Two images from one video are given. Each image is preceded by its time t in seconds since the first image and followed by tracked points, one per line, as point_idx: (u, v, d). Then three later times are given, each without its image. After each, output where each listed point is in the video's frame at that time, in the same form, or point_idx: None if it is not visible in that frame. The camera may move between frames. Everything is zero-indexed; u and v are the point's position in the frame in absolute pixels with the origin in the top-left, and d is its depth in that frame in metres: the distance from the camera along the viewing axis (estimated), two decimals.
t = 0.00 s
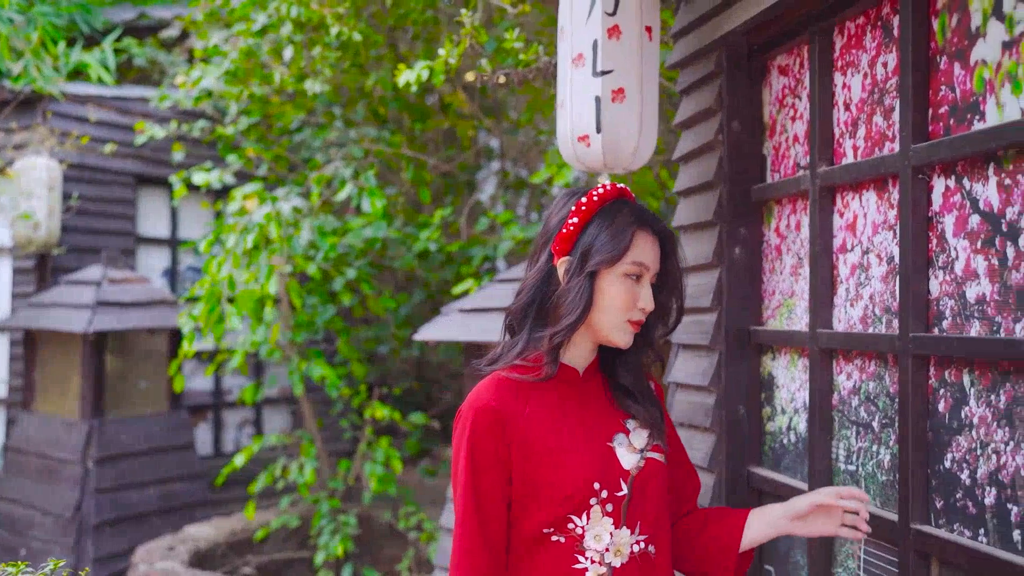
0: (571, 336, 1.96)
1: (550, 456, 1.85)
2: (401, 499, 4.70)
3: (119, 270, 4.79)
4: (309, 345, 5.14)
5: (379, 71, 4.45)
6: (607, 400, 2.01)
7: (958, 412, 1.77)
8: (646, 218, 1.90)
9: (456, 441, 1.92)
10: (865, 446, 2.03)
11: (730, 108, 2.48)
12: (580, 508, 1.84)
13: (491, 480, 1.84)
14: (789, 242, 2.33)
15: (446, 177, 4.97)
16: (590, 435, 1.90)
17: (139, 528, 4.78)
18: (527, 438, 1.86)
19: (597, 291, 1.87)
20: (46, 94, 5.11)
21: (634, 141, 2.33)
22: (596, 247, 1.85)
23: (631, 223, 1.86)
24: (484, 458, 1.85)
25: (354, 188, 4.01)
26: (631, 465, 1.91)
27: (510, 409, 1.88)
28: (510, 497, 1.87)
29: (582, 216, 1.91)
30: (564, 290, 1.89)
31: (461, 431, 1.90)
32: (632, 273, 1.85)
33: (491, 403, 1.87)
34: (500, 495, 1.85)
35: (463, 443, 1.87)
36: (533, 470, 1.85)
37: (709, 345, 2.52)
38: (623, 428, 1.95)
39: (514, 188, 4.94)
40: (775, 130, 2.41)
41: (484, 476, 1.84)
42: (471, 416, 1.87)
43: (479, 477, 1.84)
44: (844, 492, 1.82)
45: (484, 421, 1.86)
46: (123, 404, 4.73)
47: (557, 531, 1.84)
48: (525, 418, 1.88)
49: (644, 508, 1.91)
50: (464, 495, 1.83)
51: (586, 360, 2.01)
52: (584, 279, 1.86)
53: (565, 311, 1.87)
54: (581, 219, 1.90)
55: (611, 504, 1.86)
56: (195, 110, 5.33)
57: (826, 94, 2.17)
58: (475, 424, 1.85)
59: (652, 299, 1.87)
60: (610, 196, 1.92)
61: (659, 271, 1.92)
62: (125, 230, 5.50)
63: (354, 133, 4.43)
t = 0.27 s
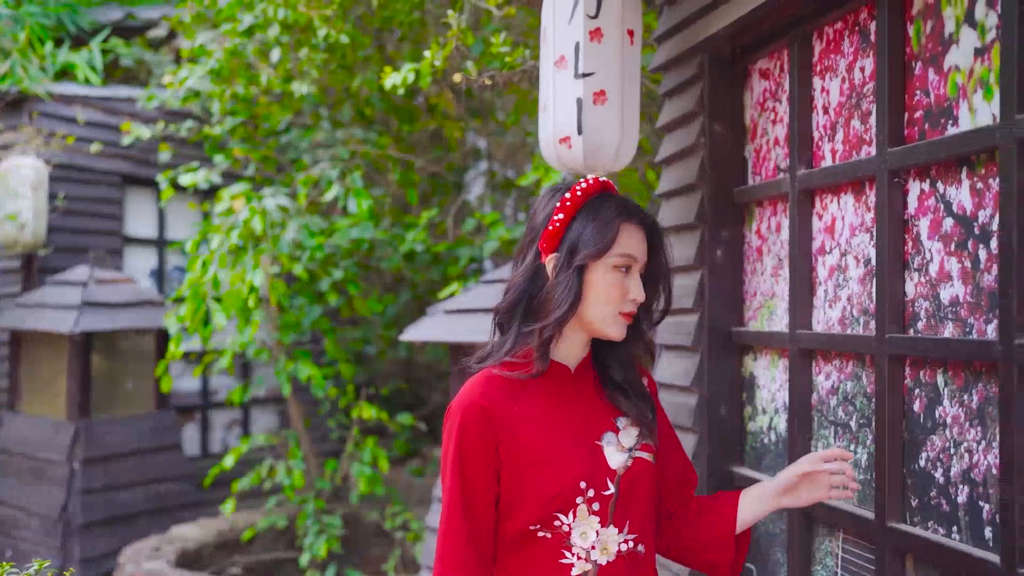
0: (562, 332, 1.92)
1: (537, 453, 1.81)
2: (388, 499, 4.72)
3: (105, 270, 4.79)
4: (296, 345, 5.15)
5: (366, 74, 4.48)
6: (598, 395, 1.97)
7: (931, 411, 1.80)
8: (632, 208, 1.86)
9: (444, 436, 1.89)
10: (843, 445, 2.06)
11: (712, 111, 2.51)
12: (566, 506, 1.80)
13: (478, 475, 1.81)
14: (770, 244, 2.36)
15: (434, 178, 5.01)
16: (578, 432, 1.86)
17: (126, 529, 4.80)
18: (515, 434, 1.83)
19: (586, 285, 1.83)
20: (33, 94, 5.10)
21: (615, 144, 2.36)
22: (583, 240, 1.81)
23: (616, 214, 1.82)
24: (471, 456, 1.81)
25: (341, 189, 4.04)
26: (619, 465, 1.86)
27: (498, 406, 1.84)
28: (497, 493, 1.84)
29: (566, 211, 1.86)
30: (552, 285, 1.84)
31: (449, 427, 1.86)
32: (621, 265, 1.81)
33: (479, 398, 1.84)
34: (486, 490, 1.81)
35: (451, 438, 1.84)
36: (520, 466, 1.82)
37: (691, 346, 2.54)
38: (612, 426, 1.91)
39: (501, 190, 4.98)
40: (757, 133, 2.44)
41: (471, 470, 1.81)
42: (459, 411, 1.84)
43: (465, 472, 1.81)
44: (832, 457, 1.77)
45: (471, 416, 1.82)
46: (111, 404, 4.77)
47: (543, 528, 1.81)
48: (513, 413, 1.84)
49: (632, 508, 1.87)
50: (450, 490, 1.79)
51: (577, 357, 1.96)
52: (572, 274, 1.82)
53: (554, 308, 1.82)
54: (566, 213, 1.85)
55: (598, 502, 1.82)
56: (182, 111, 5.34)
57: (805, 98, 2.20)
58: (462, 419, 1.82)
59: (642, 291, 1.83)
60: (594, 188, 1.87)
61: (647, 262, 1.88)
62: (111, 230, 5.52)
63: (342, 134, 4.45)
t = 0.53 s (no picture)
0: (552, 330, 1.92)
1: (523, 451, 1.81)
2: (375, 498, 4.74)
3: (92, 270, 4.79)
4: (283, 345, 5.17)
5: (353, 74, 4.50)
6: (586, 394, 1.96)
7: (905, 409, 1.83)
8: (618, 204, 1.87)
9: (432, 430, 1.90)
10: (820, 443, 2.09)
11: (692, 113, 2.54)
12: (549, 505, 1.80)
13: (462, 471, 1.82)
14: (750, 244, 2.39)
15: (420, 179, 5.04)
16: (564, 431, 1.85)
17: (112, 529, 4.80)
18: (501, 431, 1.83)
19: (574, 281, 1.83)
20: (19, 94, 5.09)
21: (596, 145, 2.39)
22: (571, 236, 1.82)
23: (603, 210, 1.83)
24: (457, 451, 1.82)
25: (327, 189, 4.06)
26: (602, 466, 1.85)
27: (485, 402, 1.85)
28: (482, 490, 1.84)
29: (553, 208, 1.87)
30: (542, 282, 1.84)
31: (436, 421, 1.87)
32: (610, 260, 1.82)
33: (467, 394, 1.84)
34: (471, 486, 1.82)
35: (438, 433, 1.85)
36: (504, 463, 1.82)
37: (672, 345, 2.57)
38: (600, 425, 1.89)
39: (487, 190, 5.02)
40: (737, 135, 2.47)
41: (455, 465, 1.81)
42: (446, 405, 1.84)
43: (450, 467, 1.81)
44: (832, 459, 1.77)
45: (458, 412, 1.83)
46: (98, 404, 4.77)
47: (525, 526, 1.81)
48: (499, 410, 1.84)
49: (614, 509, 1.87)
50: (433, 485, 1.80)
51: (568, 355, 1.96)
52: (561, 270, 1.82)
53: (545, 304, 1.82)
54: (553, 210, 1.86)
55: (581, 502, 1.82)
56: (170, 111, 5.35)
57: (784, 100, 2.24)
58: (449, 414, 1.83)
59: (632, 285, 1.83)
60: (579, 185, 1.88)
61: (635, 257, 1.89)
62: (99, 230, 5.54)
63: (329, 134, 4.48)
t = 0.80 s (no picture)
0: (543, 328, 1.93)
1: (510, 449, 1.84)
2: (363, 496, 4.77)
3: (81, 269, 4.81)
4: (272, 344, 5.19)
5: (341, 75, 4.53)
6: (578, 392, 1.98)
7: (878, 405, 1.88)
8: (607, 202, 1.88)
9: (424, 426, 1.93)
10: (797, 439, 2.13)
11: (674, 115, 2.58)
12: (536, 502, 1.82)
13: (451, 468, 1.85)
14: (730, 244, 2.43)
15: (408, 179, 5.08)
16: (553, 430, 1.87)
17: (100, 528, 4.83)
18: (489, 429, 1.85)
19: (564, 279, 1.85)
20: (8, 94, 5.11)
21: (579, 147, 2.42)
22: (560, 235, 1.83)
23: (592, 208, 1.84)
24: (447, 447, 1.85)
25: (316, 189, 4.08)
26: (591, 464, 1.86)
27: (475, 400, 1.87)
28: (471, 486, 1.87)
29: (543, 207, 1.88)
30: (532, 281, 1.86)
31: (428, 417, 1.91)
32: (599, 258, 1.83)
33: (457, 392, 1.87)
34: (460, 483, 1.85)
35: (429, 430, 1.88)
36: (493, 461, 1.84)
37: (654, 344, 2.60)
38: (591, 424, 1.90)
39: (475, 190, 5.07)
40: (718, 137, 2.51)
41: (444, 462, 1.85)
42: (437, 403, 1.88)
43: (439, 463, 1.85)
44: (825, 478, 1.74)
45: (448, 409, 1.86)
46: (87, 404, 4.79)
47: (513, 522, 1.84)
48: (489, 408, 1.87)
49: (603, 508, 1.87)
50: (422, 481, 1.84)
51: (559, 354, 1.97)
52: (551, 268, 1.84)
53: (535, 303, 1.84)
54: (542, 209, 1.87)
55: (567, 500, 1.83)
56: (159, 111, 5.37)
57: (762, 103, 2.28)
58: (439, 411, 1.86)
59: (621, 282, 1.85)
60: (568, 183, 1.90)
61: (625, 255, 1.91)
62: (88, 230, 5.56)
63: (317, 134, 4.51)
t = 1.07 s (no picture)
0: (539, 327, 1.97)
1: (504, 447, 1.86)
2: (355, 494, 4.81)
3: (75, 269, 4.84)
4: (265, 344, 5.23)
5: (333, 76, 4.57)
6: (573, 391, 2.01)
7: (856, 401, 1.92)
8: (601, 202, 1.92)
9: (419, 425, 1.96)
10: (778, 435, 2.18)
11: (659, 118, 2.63)
12: (530, 499, 1.85)
13: (446, 466, 1.87)
14: (715, 244, 2.47)
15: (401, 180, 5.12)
16: (548, 428, 1.89)
17: (94, 526, 4.86)
18: (484, 428, 1.88)
19: (559, 278, 1.88)
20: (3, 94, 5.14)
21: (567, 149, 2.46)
22: (555, 235, 1.86)
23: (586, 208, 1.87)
24: (442, 446, 1.88)
25: (309, 190, 4.11)
26: (585, 461, 1.89)
27: (470, 399, 1.90)
28: (466, 484, 1.89)
29: (538, 208, 1.91)
30: (528, 280, 1.89)
31: (424, 416, 1.93)
32: (594, 257, 1.86)
33: (452, 391, 1.90)
34: (454, 481, 1.87)
35: (424, 429, 1.91)
36: (488, 458, 1.87)
37: (640, 343, 2.65)
38: (585, 422, 1.94)
39: (467, 190, 5.12)
40: (703, 138, 2.55)
41: (439, 460, 1.87)
42: (432, 401, 1.90)
43: (434, 461, 1.88)
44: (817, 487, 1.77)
45: (443, 408, 1.89)
46: (81, 403, 4.81)
47: (507, 519, 1.86)
48: (484, 407, 1.89)
49: (595, 505, 1.90)
50: (417, 478, 1.86)
51: (554, 353, 2.01)
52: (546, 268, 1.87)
53: (530, 301, 1.87)
54: (537, 210, 1.90)
55: (561, 496, 1.86)
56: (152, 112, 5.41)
57: (745, 106, 2.32)
58: (434, 410, 1.89)
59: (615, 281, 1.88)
60: (563, 184, 1.93)
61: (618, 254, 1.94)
62: (83, 230, 5.59)
63: (310, 135, 4.54)
